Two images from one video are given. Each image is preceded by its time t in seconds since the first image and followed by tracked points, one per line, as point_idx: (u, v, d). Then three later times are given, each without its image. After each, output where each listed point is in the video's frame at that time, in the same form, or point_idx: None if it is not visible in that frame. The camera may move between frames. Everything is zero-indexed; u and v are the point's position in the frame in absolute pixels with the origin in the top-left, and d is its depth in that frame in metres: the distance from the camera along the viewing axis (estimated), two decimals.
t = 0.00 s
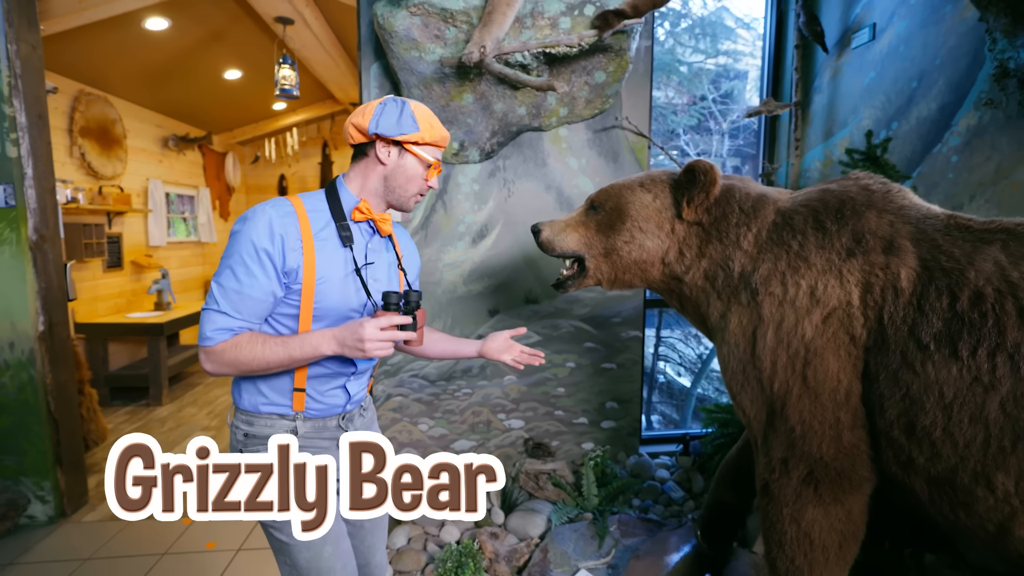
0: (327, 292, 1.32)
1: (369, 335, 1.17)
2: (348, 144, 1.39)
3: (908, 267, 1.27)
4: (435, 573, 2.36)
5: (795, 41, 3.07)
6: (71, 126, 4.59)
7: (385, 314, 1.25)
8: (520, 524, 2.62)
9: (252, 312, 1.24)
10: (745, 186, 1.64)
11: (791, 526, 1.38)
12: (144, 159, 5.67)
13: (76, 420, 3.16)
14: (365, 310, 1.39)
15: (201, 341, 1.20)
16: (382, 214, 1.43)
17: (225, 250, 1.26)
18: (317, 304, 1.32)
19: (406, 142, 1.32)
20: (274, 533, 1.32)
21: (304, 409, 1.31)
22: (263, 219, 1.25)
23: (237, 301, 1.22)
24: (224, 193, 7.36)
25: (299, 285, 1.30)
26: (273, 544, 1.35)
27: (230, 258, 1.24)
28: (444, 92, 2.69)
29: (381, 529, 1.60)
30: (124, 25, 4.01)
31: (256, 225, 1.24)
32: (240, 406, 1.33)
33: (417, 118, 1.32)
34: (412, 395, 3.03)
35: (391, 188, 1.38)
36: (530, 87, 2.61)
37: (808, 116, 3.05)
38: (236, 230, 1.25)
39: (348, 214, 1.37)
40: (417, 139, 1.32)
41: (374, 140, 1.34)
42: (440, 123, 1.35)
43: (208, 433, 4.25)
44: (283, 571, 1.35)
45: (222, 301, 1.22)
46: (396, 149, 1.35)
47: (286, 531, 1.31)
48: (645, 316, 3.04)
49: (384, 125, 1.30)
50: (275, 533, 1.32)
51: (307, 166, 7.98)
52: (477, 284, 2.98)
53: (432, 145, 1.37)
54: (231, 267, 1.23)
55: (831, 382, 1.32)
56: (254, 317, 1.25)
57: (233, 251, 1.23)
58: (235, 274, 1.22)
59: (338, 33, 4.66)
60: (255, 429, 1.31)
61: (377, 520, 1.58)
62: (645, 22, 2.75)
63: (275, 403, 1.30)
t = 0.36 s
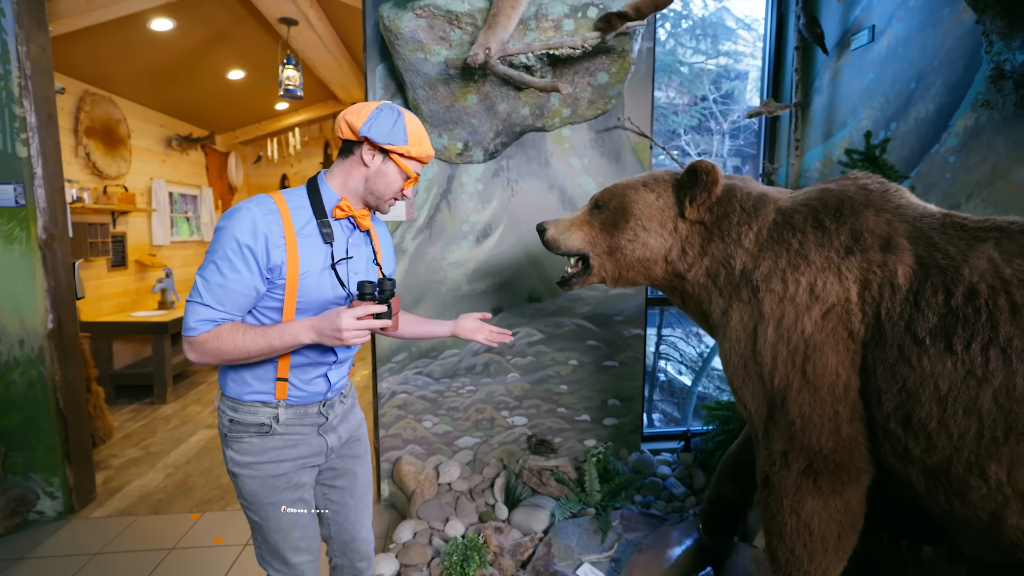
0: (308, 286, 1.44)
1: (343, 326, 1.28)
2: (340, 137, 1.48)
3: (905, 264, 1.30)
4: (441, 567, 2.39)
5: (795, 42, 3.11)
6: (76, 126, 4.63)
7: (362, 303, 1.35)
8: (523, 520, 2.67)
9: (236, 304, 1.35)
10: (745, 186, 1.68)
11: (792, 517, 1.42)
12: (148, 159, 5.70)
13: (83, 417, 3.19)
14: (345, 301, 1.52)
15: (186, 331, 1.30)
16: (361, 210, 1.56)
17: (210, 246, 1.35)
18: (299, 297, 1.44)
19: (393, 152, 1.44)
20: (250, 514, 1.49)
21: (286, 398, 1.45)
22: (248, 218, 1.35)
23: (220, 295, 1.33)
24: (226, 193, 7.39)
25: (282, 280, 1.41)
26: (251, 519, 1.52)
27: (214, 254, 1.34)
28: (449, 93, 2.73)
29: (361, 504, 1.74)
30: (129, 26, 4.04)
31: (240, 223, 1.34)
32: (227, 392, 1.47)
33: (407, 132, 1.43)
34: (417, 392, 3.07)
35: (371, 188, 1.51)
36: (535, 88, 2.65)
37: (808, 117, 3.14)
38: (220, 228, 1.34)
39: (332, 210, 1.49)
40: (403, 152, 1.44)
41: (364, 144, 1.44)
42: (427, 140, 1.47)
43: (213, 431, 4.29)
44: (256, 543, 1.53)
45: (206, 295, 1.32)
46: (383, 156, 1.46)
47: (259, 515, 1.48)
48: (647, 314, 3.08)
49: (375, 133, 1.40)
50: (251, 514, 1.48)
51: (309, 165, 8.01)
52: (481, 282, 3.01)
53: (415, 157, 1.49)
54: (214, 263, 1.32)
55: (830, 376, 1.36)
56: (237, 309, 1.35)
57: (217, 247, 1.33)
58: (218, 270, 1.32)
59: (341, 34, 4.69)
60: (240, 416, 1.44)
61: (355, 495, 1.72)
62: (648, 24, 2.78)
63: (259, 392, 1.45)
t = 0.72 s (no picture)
0: (309, 289, 1.50)
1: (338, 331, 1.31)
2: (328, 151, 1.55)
3: (901, 262, 1.35)
4: (447, 560, 2.43)
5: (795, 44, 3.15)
6: (81, 126, 4.67)
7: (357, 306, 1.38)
8: (527, 514, 2.71)
9: (238, 304, 1.39)
10: (746, 186, 1.73)
11: (791, 508, 1.46)
12: (151, 159, 5.74)
13: (92, 414, 3.23)
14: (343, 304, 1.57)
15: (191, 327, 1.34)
16: (361, 214, 1.61)
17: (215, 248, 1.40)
18: (300, 299, 1.49)
19: (379, 145, 1.48)
20: (256, 497, 1.52)
21: (289, 389, 1.51)
22: (254, 223, 1.41)
23: (224, 294, 1.37)
24: (228, 193, 7.43)
25: (284, 282, 1.47)
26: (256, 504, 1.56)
27: (220, 255, 1.38)
28: (454, 94, 2.77)
29: (357, 488, 1.78)
30: (135, 27, 4.08)
31: (246, 228, 1.39)
32: (230, 383, 1.52)
33: (386, 123, 1.47)
34: (421, 389, 3.11)
35: (369, 186, 1.55)
36: (539, 89, 2.70)
37: (807, 118, 3.20)
38: (226, 231, 1.39)
39: (332, 217, 1.54)
40: (389, 142, 1.47)
41: (349, 147, 1.49)
42: (408, 124, 1.50)
43: (218, 428, 4.33)
44: (263, 527, 1.57)
45: (211, 293, 1.36)
46: (370, 152, 1.50)
47: (266, 497, 1.51)
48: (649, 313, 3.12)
49: (356, 133, 1.45)
50: (257, 497, 1.52)
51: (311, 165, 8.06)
52: (484, 281, 3.06)
53: (401, 144, 1.52)
54: (219, 264, 1.37)
55: (828, 370, 1.41)
56: (239, 309, 1.40)
57: (223, 250, 1.38)
58: (223, 271, 1.37)
59: (345, 35, 4.73)
60: (244, 405, 1.50)
61: (351, 481, 1.76)
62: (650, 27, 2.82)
63: (262, 383, 1.50)
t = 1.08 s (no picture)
0: (327, 289, 1.61)
1: (352, 326, 1.40)
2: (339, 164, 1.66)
3: (895, 258, 1.39)
4: (452, 552, 2.48)
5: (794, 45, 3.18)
6: (85, 126, 4.71)
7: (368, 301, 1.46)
8: (530, 508, 2.75)
9: (265, 302, 1.53)
10: (746, 184, 1.77)
11: (789, 498, 1.50)
12: (154, 158, 5.78)
13: (99, 410, 3.27)
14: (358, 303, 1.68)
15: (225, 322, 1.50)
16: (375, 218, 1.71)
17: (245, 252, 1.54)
18: (320, 298, 1.61)
19: (386, 151, 1.59)
20: (284, 474, 1.66)
21: (313, 375, 1.66)
22: (277, 230, 1.53)
23: (253, 294, 1.51)
24: (230, 192, 7.46)
25: (305, 283, 1.59)
26: (283, 482, 1.69)
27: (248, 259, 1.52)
28: (457, 94, 2.81)
29: (371, 469, 1.97)
30: (140, 28, 4.12)
31: (270, 234, 1.51)
32: (261, 370, 1.67)
33: (389, 129, 1.58)
34: (425, 385, 3.15)
35: (381, 191, 1.66)
36: (542, 90, 2.73)
37: (805, 118, 3.24)
38: (253, 238, 1.52)
39: (349, 222, 1.64)
40: (394, 146, 1.59)
41: (358, 157, 1.61)
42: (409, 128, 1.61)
43: (222, 425, 4.37)
44: (290, 504, 1.69)
45: (241, 293, 1.51)
46: (378, 159, 1.62)
47: (294, 472, 1.65)
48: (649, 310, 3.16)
49: (363, 143, 1.57)
50: (285, 474, 1.66)
51: (312, 165, 8.09)
52: (487, 279, 3.10)
53: (406, 148, 1.63)
54: (248, 267, 1.50)
55: (825, 363, 1.45)
56: (266, 307, 1.54)
57: (251, 254, 1.51)
58: (251, 273, 1.50)
59: (347, 34, 4.76)
60: (273, 389, 1.65)
61: (366, 462, 1.95)
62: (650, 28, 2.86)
63: (289, 370, 1.65)
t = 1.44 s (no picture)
0: (351, 280, 1.72)
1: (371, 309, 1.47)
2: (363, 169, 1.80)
3: (886, 254, 1.43)
4: (453, 544, 2.52)
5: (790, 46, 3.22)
6: (86, 125, 4.73)
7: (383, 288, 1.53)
8: (530, 502, 2.79)
9: (295, 290, 1.62)
10: (741, 182, 1.81)
11: (784, 487, 1.55)
12: (154, 157, 5.80)
13: (103, 406, 3.30)
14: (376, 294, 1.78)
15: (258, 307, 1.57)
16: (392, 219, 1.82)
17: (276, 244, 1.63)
18: (343, 288, 1.71)
19: (400, 160, 1.69)
20: (302, 450, 1.75)
21: (334, 358, 1.76)
22: (307, 224, 1.63)
23: (284, 282, 1.60)
24: (229, 191, 7.48)
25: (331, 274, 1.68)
26: (300, 457, 1.78)
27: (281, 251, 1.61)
28: (458, 94, 2.84)
29: (387, 452, 2.07)
30: (141, 27, 4.15)
31: (301, 227, 1.62)
32: (286, 353, 1.77)
33: (405, 139, 1.68)
34: (426, 382, 3.19)
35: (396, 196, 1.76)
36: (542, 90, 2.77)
37: (802, 117, 3.24)
38: (286, 232, 1.62)
39: (367, 220, 1.75)
40: (408, 156, 1.69)
41: (377, 164, 1.72)
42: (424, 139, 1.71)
43: (223, 423, 4.40)
44: (304, 478, 1.77)
45: (273, 281, 1.59)
46: (395, 166, 1.72)
47: (311, 448, 1.74)
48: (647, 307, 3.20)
49: (381, 151, 1.69)
50: (303, 449, 1.75)
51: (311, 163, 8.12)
52: (487, 276, 3.14)
53: (421, 157, 1.73)
54: (281, 257, 1.60)
55: (818, 356, 1.49)
56: (295, 295, 1.62)
57: (284, 246, 1.61)
58: (283, 263, 1.60)
59: (347, 34, 4.80)
60: (297, 369, 1.74)
61: (379, 448, 2.03)
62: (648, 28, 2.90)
63: (312, 353, 1.74)
